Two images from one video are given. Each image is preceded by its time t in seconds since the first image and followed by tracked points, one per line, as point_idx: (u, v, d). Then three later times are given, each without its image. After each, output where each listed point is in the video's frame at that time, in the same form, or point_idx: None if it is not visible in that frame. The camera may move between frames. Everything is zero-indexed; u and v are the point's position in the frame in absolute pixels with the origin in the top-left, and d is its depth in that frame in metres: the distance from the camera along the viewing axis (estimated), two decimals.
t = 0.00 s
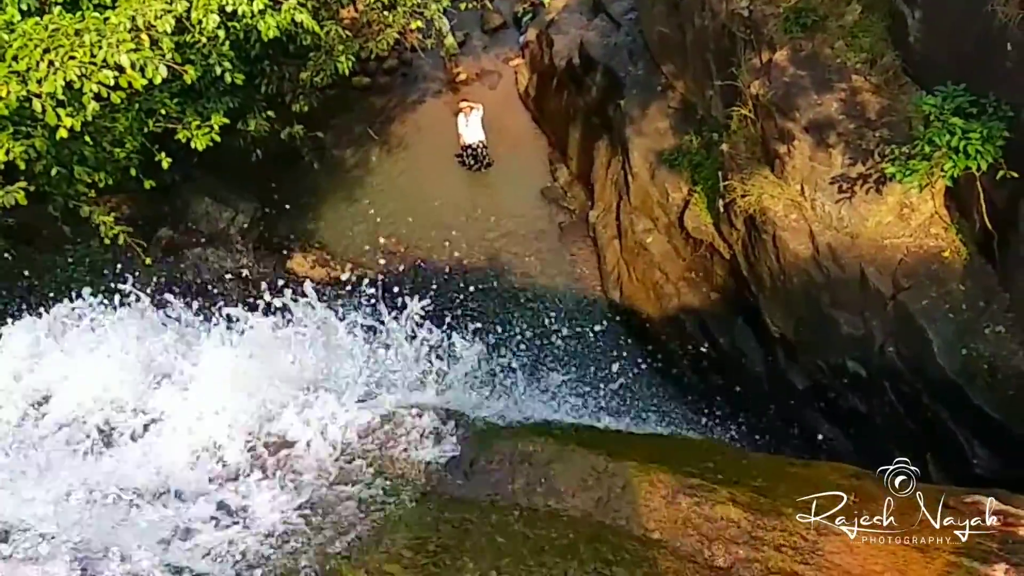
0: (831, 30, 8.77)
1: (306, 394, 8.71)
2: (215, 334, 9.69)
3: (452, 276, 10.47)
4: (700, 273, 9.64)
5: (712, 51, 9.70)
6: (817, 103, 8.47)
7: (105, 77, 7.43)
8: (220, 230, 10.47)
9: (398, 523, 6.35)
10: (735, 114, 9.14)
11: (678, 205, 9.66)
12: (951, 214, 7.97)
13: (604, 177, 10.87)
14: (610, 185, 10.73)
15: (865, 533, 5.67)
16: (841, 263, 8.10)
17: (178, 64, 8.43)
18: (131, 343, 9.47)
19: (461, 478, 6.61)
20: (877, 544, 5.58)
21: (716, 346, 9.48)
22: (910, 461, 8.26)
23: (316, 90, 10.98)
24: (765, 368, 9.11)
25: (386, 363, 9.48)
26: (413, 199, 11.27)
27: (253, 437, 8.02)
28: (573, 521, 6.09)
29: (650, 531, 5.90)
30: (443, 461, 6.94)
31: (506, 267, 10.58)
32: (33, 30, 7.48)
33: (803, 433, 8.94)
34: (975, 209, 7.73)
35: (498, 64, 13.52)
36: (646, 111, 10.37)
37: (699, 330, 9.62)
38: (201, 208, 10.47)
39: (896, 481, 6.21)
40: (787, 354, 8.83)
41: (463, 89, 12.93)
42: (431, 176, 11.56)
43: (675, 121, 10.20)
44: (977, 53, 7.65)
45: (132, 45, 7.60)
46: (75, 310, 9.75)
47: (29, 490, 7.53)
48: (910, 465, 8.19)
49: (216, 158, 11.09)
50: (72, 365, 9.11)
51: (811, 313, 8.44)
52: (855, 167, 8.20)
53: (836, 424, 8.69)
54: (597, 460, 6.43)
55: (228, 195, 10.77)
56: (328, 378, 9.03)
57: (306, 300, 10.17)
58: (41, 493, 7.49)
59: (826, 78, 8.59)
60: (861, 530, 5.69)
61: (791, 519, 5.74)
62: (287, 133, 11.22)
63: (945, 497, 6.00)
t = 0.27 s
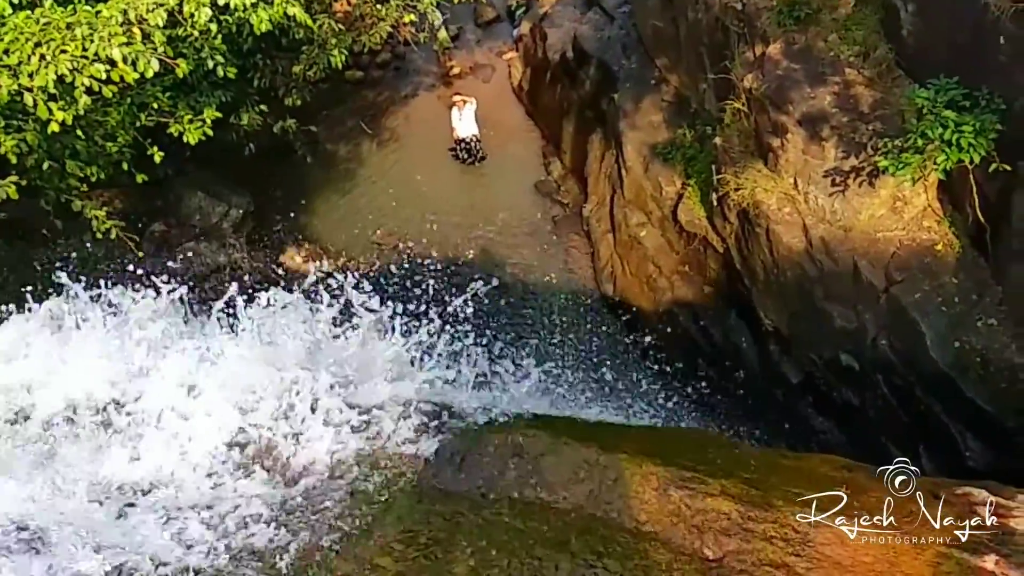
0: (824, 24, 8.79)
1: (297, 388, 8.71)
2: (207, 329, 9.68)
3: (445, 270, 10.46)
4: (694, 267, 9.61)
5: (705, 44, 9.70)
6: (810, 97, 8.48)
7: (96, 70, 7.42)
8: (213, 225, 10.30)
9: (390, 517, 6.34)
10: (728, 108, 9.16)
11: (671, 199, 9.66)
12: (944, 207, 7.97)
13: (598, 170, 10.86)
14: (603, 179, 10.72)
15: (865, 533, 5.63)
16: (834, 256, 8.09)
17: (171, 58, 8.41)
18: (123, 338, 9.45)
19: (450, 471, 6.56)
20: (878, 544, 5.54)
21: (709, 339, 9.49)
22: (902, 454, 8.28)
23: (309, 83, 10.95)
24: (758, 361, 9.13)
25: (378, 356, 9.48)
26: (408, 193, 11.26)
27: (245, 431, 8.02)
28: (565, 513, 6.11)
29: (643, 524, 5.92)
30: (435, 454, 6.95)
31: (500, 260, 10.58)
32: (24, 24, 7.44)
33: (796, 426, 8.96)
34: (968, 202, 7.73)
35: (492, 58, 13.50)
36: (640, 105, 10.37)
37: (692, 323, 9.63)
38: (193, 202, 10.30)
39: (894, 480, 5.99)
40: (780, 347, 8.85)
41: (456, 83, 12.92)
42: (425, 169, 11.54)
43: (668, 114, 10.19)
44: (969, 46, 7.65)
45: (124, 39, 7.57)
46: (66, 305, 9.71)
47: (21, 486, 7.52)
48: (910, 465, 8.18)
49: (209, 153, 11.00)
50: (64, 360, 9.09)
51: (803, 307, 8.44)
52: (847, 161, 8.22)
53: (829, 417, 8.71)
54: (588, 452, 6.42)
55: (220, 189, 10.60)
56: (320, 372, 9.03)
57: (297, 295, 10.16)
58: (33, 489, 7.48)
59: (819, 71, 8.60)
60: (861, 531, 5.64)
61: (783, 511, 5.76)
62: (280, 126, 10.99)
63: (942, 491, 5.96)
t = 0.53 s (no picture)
0: (820, 16, 8.79)
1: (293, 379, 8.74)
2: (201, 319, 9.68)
3: (441, 262, 10.47)
4: (690, 259, 9.64)
5: (701, 36, 9.70)
6: (806, 90, 8.49)
7: (91, 62, 7.42)
8: (209, 217, 10.37)
9: (385, 508, 6.36)
10: (724, 100, 9.16)
11: (667, 191, 9.66)
12: (940, 200, 7.98)
13: (594, 163, 10.86)
14: (599, 172, 10.71)
15: (865, 533, 5.56)
16: (829, 249, 8.13)
17: (166, 50, 8.40)
18: (119, 328, 9.45)
19: (447, 461, 6.61)
20: (878, 545, 5.48)
21: (705, 332, 9.50)
22: (898, 446, 8.30)
23: (304, 76, 10.93)
24: (754, 354, 9.14)
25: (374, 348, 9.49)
26: (403, 186, 11.24)
27: (241, 421, 8.04)
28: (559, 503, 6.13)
29: (638, 515, 5.93)
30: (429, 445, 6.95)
31: (497, 253, 10.58)
32: (18, 15, 7.41)
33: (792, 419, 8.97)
34: (964, 194, 7.73)
35: (488, 50, 13.48)
36: (636, 97, 10.35)
37: (688, 316, 9.64)
38: (190, 194, 10.38)
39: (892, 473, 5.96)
40: (776, 340, 8.87)
41: (452, 75, 12.90)
42: (420, 161, 11.53)
43: (664, 107, 10.18)
44: (964, 38, 7.65)
45: (118, 31, 7.57)
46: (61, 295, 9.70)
47: (15, 477, 7.52)
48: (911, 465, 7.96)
49: (205, 146, 10.93)
50: (59, 349, 9.09)
51: (799, 299, 8.49)
52: (844, 153, 8.20)
53: (824, 409, 8.73)
54: (583, 444, 6.42)
55: (216, 181, 10.65)
56: (316, 363, 9.05)
57: (292, 288, 10.17)
58: (27, 481, 7.48)
59: (815, 63, 8.62)
60: (861, 531, 5.58)
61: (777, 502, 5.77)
62: (276, 119, 11.09)
63: (936, 482, 5.97)
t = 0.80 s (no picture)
0: (818, 14, 8.79)
1: (290, 376, 8.72)
2: (199, 318, 9.67)
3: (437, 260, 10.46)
4: (687, 258, 9.66)
5: (699, 34, 9.70)
6: (804, 87, 8.49)
7: (87, 59, 7.41)
8: (206, 215, 10.29)
9: (381, 505, 6.37)
10: (722, 98, 9.16)
11: (664, 189, 9.66)
12: (937, 198, 7.97)
13: (591, 161, 10.85)
14: (596, 170, 10.71)
15: (864, 533, 5.55)
16: (826, 247, 8.15)
17: (162, 47, 8.39)
18: (115, 325, 9.45)
19: (444, 457, 6.62)
20: (877, 545, 5.47)
21: (702, 330, 9.50)
22: (895, 443, 8.31)
23: (301, 73, 10.90)
24: (751, 351, 9.15)
25: (370, 345, 9.48)
26: (400, 184, 11.22)
27: (237, 419, 8.04)
28: (556, 501, 6.13)
29: (634, 513, 5.92)
30: (425, 442, 6.93)
31: (494, 251, 10.57)
32: (14, 11, 7.39)
33: (789, 416, 8.98)
34: (961, 192, 7.73)
35: (485, 47, 13.46)
36: (634, 95, 10.34)
37: (685, 314, 9.64)
38: (186, 191, 10.28)
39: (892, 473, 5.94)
40: (773, 338, 8.87)
41: (449, 73, 12.89)
42: (417, 159, 11.52)
43: (662, 105, 10.17)
44: (961, 36, 7.66)
45: (115, 28, 7.55)
46: (56, 290, 9.68)
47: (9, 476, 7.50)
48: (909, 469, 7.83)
49: (202, 144, 10.98)
50: (55, 347, 9.08)
51: (796, 297, 8.50)
52: (841, 151, 8.21)
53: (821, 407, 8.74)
54: (580, 442, 6.41)
55: (213, 179, 10.64)
56: (312, 361, 9.04)
57: (287, 284, 10.13)
58: (21, 479, 7.46)
59: (812, 61, 8.62)
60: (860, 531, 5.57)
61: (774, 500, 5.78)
62: (274, 117, 11.11)
63: (931, 480, 5.96)
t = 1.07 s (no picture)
0: (813, 14, 8.81)
1: (285, 380, 8.70)
2: (194, 321, 9.65)
3: (434, 262, 10.44)
4: (683, 258, 9.63)
5: (695, 35, 9.73)
6: (799, 87, 8.52)
7: (82, 62, 7.41)
8: (202, 217, 10.28)
9: (377, 509, 6.36)
10: (718, 98, 9.18)
11: (660, 190, 9.66)
12: (932, 197, 8.01)
13: (587, 161, 10.86)
14: (593, 170, 10.71)
15: (866, 533, 5.55)
16: (823, 247, 8.13)
17: (158, 49, 8.39)
18: (110, 329, 9.42)
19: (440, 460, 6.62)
20: (877, 545, 5.47)
21: (699, 330, 9.51)
22: (892, 442, 8.30)
23: (297, 74, 10.90)
24: (748, 352, 9.16)
25: (367, 348, 9.46)
26: (396, 186, 11.20)
27: (233, 423, 8.03)
28: (552, 503, 6.14)
29: (631, 514, 5.93)
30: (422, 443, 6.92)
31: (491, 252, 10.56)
32: (10, 14, 7.39)
33: (786, 416, 8.98)
34: (956, 190, 7.77)
35: (481, 49, 13.48)
36: (629, 95, 10.34)
37: (683, 314, 9.64)
38: (182, 193, 10.25)
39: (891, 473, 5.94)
40: (770, 338, 8.88)
41: (445, 74, 12.90)
42: (415, 160, 11.53)
43: (657, 105, 10.17)
44: (955, 35, 7.68)
45: (110, 31, 7.55)
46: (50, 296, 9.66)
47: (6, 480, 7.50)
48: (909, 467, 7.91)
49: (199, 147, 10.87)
50: (49, 352, 9.06)
51: (793, 296, 8.46)
52: (836, 151, 8.24)
53: (818, 407, 8.75)
54: (576, 443, 6.42)
55: (210, 181, 10.58)
56: (308, 364, 9.02)
57: (282, 286, 10.11)
58: (18, 484, 7.46)
59: (807, 61, 8.64)
60: (862, 530, 5.57)
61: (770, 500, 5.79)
62: (270, 118, 11.01)
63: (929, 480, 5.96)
